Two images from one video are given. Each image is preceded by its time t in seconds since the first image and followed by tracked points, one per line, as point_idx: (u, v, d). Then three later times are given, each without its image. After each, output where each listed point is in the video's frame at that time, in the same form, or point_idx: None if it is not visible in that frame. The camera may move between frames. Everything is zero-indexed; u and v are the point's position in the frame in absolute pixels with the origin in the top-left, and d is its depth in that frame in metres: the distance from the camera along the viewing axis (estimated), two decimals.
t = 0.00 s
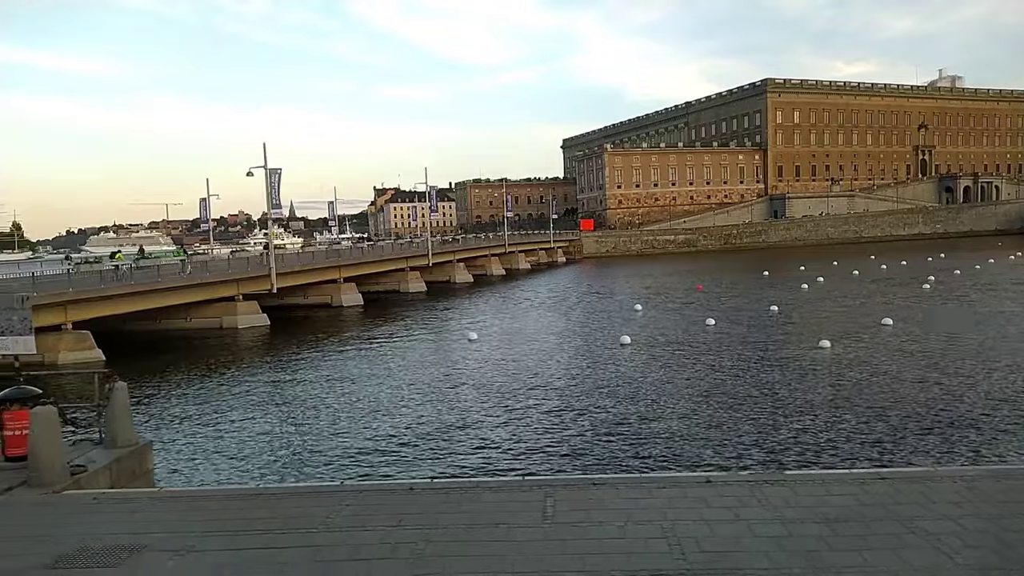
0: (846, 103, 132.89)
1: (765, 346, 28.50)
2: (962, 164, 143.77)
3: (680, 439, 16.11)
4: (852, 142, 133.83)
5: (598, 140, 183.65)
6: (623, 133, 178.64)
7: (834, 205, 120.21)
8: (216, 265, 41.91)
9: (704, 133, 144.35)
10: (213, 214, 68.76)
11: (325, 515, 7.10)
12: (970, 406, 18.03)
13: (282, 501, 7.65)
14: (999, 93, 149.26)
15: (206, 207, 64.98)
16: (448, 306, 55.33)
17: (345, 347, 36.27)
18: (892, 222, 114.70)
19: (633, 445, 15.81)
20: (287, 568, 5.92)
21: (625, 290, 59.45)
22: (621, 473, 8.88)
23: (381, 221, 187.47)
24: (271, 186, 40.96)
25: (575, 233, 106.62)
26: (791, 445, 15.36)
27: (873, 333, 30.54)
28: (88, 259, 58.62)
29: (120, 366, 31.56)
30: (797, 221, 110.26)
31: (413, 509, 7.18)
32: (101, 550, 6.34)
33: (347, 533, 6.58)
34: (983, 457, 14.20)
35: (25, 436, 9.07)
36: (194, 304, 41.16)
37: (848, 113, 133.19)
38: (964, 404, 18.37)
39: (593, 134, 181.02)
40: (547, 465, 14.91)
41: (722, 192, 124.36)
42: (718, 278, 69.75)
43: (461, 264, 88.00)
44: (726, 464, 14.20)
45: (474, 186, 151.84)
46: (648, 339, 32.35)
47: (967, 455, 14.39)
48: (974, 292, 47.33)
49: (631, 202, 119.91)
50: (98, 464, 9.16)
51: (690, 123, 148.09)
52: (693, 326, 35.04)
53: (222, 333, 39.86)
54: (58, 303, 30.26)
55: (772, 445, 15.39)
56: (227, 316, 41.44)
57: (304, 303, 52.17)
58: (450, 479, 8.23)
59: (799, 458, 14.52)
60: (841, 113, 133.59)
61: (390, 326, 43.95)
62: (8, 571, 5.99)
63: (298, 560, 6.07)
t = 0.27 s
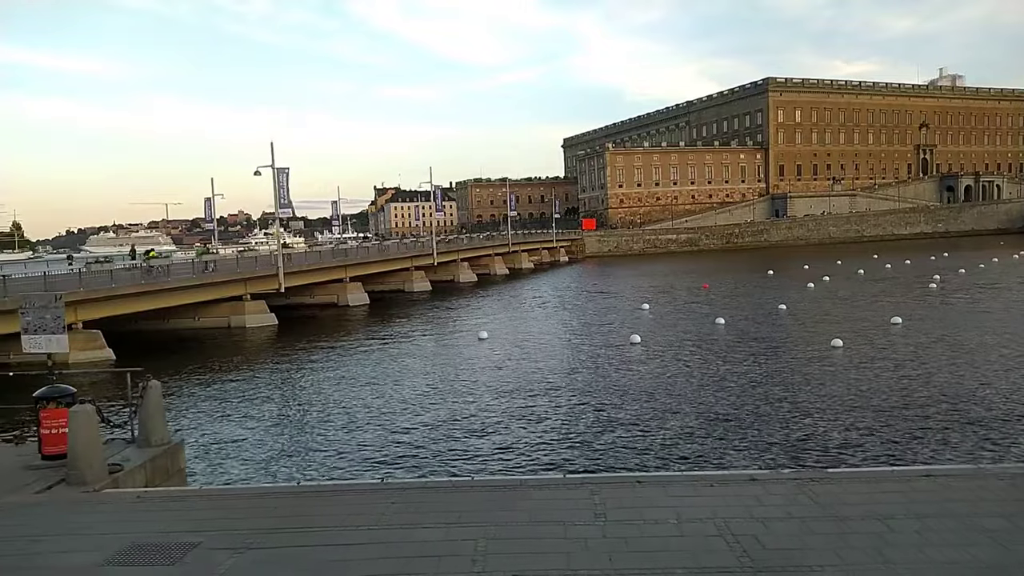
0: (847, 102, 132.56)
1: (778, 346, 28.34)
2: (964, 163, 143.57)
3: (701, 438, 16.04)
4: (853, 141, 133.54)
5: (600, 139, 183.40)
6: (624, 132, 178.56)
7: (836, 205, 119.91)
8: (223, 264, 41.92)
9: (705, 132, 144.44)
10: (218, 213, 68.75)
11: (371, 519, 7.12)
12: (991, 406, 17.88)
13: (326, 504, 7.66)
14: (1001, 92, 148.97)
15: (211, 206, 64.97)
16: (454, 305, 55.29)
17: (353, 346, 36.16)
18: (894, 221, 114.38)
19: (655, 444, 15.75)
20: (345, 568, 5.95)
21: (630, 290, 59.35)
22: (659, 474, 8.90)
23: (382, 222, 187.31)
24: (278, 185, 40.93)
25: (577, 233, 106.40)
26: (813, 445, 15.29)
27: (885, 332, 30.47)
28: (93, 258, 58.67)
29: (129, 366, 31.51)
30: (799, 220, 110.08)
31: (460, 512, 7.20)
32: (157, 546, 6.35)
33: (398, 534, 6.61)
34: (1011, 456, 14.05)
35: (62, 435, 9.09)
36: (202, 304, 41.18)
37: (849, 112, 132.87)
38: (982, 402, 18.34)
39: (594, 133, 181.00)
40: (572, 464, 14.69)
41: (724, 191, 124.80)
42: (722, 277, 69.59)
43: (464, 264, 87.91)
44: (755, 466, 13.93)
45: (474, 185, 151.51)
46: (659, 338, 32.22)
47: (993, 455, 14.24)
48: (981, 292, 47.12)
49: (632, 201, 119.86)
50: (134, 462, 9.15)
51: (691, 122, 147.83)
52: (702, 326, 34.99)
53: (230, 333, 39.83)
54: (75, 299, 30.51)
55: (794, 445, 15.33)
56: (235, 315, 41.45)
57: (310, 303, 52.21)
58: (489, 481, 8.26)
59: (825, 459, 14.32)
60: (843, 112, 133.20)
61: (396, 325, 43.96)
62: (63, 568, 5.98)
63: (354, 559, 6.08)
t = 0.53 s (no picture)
0: (849, 101, 132.10)
1: (790, 343, 28.31)
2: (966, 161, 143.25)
3: (724, 436, 15.85)
4: (855, 139, 133.12)
5: (602, 137, 183.13)
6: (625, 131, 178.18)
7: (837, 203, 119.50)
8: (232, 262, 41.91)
9: (707, 131, 144.20)
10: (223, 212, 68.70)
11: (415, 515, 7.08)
12: (1011, 403, 17.82)
13: (368, 503, 7.60)
14: (1003, 90, 148.49)
15: (216, 205, 64.90)
16: (459, 304, 55.27)
17: (361, 344, 36.08)
18: (896, 219, 113.55)
19: (676, 441, 15.58)
20: (397, 563, 5.87)
21: (634, 289, 59.21)
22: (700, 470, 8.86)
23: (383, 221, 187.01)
24: (286, 184, 40.91)
25: (580, 232, 106.08)
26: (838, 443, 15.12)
27: (895, 329, 30.46)
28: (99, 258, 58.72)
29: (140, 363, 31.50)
30: (801, 219, 109.75)
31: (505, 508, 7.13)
32: (205, 545, 6.32)
33: (446, 529, 6.53)
34: None
35: (99, 432, 9.07)
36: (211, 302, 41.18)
37: (851, 110, 132.45)
38: (1003, 399, 18.23)
39: (595, 132, 180.78)
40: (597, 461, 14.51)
41: (725, 189, 124.67)
42: (726, 275, 69.38)
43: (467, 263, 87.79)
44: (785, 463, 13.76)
45: (476, 184, 149.80)
46: (670, 336, 32.13)
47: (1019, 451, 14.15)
48: (988, 290, 47.01)
49: (634, 199, 119.49)
50: (170, 460, 9.13)
51: (692, 121, 147.63)
52: (712, 324, 34.90)
53: (238, 331, 39.83)
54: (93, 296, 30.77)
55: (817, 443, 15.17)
56: (243, 313, 41.46)
57: (317, 302, 52.22)
58: (529, 479, 8.19)
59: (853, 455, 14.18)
60: (845, 111, 132.58)
61: (403, 323, 43.94)
62: (113, 567, 5.97)
63: (406, 554, 5.99)
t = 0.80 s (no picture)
0: (850, 97, 131.60)
1: (800, 339, 28.23)
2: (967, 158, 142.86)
3: (745, 431, 15.60)
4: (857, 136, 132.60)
5: (603, 134, 182.85)
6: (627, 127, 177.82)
7: (839, 200, 119.19)
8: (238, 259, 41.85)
9: (708, 128, 144.04)
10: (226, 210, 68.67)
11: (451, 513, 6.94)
12: None
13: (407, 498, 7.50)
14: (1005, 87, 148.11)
15: (220, 203, 64.83)
16: (463, 300, 55.26)
17: (368, 340, 36.02)
18: (897, 216, 112.92)
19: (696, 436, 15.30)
20: (444, 559, 5.75)
21: (638, 286, 59.14)
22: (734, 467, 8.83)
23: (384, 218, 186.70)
24: (291, 181, 40.83)
25: (582, 229, 105.76)
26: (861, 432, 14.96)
27: (904, 326, 30.40)
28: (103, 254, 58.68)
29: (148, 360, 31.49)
30: (803, 216, 109.49)
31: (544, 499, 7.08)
32: (247, 539, 6.28)
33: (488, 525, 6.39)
34: None
35: (128, 429, 9.06)
36: (217, 300, 41.14)
37: (853, 107, 132.01)
38: (1020, 393, 18.13)
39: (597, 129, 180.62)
40: (616, 456, 14.31)
41: (727, 186, 124.69)
42: (730, 273, 69.12)
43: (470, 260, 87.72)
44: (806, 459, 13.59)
45: (477, 181, 149.35)
46: (679, 332, 32.01)
47: None
48: (994, 287, 46.81)
49: (636, 197, 119.18)
50: (198, 457, 9.10)
51: (694, 118, 147.48)
52: (719, 321, 34.78)
53: (245, 328, 39.80)
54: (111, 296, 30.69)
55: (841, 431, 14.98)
56: (249, 311, 41.46)
57: (322, 299, 52.24)
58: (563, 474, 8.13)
59: (874, 449, 14.04)
60: (846, 108, 132.29)
61: (409, 320, 43.94)
62: (152, 566, 5.89)
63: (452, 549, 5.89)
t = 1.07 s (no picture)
0: (851, 97, 131.52)
1: (808, 338, 28.19)
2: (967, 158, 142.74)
3: (765, 432, 15.50)
4: (857, 136, 132.28)
5: (603, 134, 182.56)
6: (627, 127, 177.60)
7: (839, 200, 119.12)
8: (243, 258, 41.83)
9: (709, 127, 143.81)
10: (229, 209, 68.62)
11: (487, 524, 6.86)
12: None
13: (441, 499, 7.47)
14: (1004, 86, 148.06)
15: (222, 202, 64.74)
16: (466, 300, 55.24)
17: (373, 339, 35.95)
18: (899, 216, 113.06)
19: (717, 437, 15.19)
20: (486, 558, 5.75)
21: (640, 285, 59.07)
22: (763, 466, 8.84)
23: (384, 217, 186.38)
24: (297, 180, 40.81)
25: (583, 228, 105.37)
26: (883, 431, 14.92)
27: (910, 325, 30.37)
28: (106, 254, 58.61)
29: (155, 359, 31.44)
30: (804, 215, 109.27)
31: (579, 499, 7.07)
32: (285, 539, 6.30)
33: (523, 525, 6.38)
34: None
35: (153, 427, 9.06)
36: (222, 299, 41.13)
37: (853, 106, 131.79)
38: None
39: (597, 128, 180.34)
40: (637, 457, 14.17)
41: (727, 186, 123.94)
42: (732, 272, 68.96)
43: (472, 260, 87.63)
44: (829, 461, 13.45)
45: (477, 181, 149.26)
46: (686, 331, 31.95)
47: None
48: (997, 287, 46.69)
49: (637, 196, 118.84)
50: (223, 456, 9.10)
51: (694, 118, 147.24)
52: (724, 321, 34.75)
53: (250, 327, 39.79)
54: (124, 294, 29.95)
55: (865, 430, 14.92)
56: (254, 310, 41.46)
57: (326, 298, 52.25)
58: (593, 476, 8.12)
59: (893, 447, 13.98)
60: (847, 107, 132.22)
61: (413, 319, 43.91)
62: (196, 568, 5.89)
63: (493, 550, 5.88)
